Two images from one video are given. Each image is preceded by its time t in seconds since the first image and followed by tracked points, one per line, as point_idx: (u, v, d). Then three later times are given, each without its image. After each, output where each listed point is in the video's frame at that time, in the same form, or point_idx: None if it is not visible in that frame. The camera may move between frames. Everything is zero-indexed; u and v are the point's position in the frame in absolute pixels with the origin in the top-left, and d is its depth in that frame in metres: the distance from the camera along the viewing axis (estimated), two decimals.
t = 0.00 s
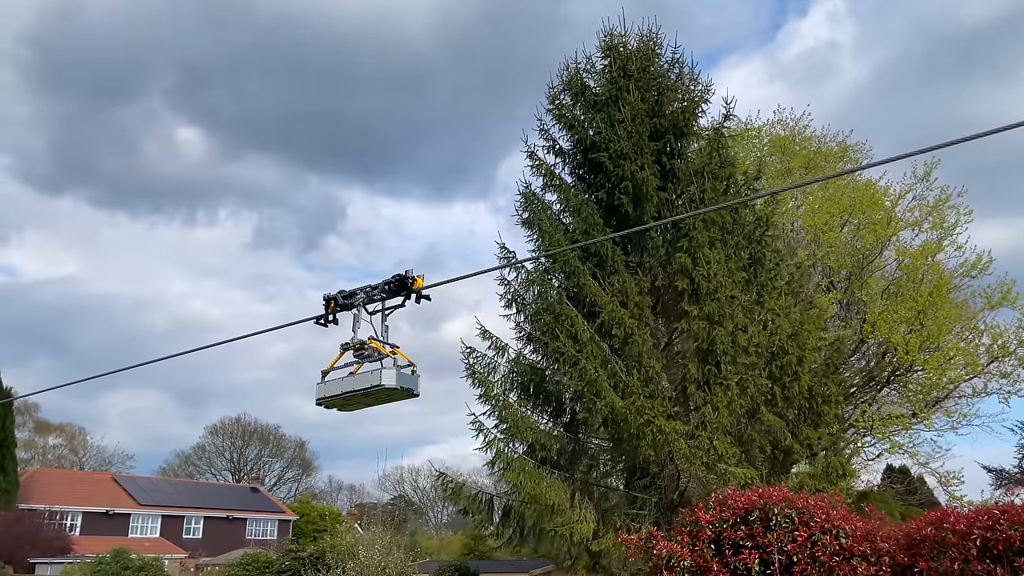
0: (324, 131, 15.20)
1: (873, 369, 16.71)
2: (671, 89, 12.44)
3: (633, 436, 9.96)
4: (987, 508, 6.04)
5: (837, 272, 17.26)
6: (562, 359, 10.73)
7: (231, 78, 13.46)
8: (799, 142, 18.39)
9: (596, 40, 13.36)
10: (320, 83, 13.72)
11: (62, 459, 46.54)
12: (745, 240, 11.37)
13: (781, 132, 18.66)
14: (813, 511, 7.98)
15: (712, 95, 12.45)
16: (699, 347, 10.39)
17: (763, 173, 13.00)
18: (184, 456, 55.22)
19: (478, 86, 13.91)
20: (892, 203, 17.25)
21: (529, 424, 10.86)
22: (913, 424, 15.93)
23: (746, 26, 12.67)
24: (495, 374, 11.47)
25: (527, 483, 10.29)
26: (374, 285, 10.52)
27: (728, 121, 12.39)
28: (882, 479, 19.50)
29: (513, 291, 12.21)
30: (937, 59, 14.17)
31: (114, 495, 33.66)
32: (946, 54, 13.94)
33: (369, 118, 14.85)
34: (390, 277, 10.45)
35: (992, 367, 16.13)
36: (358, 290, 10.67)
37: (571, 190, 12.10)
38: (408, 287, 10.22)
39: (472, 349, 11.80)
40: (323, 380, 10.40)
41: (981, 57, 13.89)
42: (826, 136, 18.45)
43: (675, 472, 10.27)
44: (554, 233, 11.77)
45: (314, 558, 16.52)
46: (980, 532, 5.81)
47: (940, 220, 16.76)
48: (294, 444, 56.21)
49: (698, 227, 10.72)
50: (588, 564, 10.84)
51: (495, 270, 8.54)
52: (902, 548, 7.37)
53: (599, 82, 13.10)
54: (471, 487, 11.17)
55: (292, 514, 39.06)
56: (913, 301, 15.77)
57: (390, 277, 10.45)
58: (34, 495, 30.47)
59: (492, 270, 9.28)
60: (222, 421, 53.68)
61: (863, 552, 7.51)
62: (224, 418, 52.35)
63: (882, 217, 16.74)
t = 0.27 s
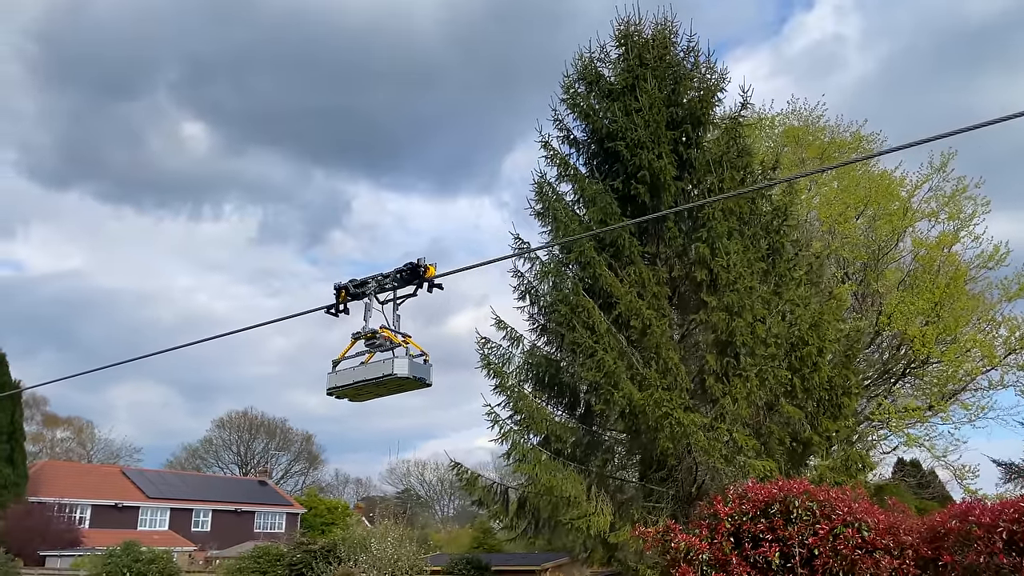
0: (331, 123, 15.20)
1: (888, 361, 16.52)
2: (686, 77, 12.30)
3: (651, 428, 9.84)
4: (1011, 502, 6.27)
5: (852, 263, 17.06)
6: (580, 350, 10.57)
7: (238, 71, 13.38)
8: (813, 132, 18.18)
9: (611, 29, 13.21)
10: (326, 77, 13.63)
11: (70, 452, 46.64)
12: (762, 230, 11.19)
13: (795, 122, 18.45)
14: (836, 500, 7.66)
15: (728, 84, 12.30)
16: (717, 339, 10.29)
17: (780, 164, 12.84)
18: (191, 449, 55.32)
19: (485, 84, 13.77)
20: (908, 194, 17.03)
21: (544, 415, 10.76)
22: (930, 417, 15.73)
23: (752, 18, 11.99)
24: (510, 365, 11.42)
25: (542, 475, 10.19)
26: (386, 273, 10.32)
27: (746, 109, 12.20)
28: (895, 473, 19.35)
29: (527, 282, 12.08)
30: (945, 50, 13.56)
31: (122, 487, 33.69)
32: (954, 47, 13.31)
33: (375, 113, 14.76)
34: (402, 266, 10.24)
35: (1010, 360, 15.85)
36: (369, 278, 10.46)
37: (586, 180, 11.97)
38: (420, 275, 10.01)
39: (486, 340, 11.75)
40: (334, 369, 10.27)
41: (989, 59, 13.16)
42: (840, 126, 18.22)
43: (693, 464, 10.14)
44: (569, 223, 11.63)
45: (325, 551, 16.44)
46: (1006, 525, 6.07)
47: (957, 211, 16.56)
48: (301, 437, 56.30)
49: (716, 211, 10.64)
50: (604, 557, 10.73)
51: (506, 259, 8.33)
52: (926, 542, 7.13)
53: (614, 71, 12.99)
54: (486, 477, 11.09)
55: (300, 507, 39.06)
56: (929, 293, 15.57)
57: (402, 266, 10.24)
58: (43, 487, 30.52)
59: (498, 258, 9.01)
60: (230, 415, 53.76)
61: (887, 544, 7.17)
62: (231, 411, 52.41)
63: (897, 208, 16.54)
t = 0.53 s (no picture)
0: (333, 120, 15.16)
1: (901, 353, 16.40)
2: (702, 65, 12.15)
3: (668, 419, 9.73)
4: None
5: (866, 255, 16.90)
6: (596, 341, 10.43)
7: (244, 65, 13.28)
8: (825, 122, 18.04)
9: (624, 18, 13.11)
10: (332, 72, 13.57)
11: (76, 444, 46.75)
12: (780, 221, 11.03)
13: (808, 113, 18.33)
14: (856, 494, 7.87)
15: (744, 72, 12.12)
16: (736, 331, 10.20)
17: (796, 153, 12.68)
18: (197, 441, 55.45)
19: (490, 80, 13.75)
20: (922, 185, 16.84)
21: (559, 407, 10.66)
22: (945, 409, 15.59)
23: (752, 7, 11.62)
24: (523, 356, 11.34)
25: (557, 467, 10.09)
26: (401, 264, 10.16)
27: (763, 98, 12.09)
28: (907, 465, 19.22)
29: (539, 273, 11.91)
30: (952, 42, 13.23)
31: (130, 479, 33.76)
32: (962, 38, 12.93)
33: (381, 108, 14.72)
34: (417, 256, 10.07)
35: None
36: (383, 269, 10.30)
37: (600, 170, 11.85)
38: (436, 267, 9.87)
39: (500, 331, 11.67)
40: (348, 362, 10.16)
41: (993, 52, 12.79)
42: (853, 116, 18.03)
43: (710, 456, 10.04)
44: (583, 213, 11.45)
45: (335, 542, 16.39)
46: None
47: (972, 201, 16.41)
48: (307, 429, 56.39)
49: (735, 198, 10.57)
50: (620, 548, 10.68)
51: (513, 252, 8.16)
52: (949, 534, 7.11)
53: (627, 60, 12.89)
54: (500, 468, 11.06)
55: (307, 499, 39.07)
56: (944, 284, 15.44)
57: (417, 256, 10.07)
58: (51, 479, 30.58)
59: (500, 252, 8.83)
60: (236, 407, 53.86)
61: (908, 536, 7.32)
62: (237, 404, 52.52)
63: (912, 198, 16.35)
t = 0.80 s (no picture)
0: (332, 115, 15.17)
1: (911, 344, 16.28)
2: (715, 54, 11.99)
3: (682, 411, 9.62)
4: None
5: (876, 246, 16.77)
6: (608, 331, 10.38)
7: (244, 60, 13.21)
8: (835, 112, 17.90)
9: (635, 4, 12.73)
10: (331, 66, 13.51)
11: (80, 436, 46.81)
12: (792, 211, 10.93)
13: (817, 102, 18.18)
14: (873, 487, 8.38)
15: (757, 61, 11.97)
16: (750, 322, 10.14)
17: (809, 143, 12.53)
18: (200, 434, 55.51)
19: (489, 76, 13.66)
20: (933, 175, 16.69)
21: (570, 398, 10.57)
22: (956, 400, 15.48)
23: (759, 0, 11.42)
24: (534, 348, 11.30)
25: (569, 459, 10.06)
26: (408, 252, 9.96)
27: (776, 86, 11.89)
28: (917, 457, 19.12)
29: (549, 264, 11.84)
30: (955, 33, 13.11)
31: (135, 471, 33.79)
32: (964, 31, 12.89)
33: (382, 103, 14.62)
34: (424, 244, 9.85)
35: None
36: (391, 257, 10.18)
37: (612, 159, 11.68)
38: (443, 254, 9.58)
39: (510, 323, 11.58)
40: (355, 351, 10.03)
41: (997, 43, 12.70)
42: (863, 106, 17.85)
43: (724, 447, 9.94)
44: (594, 201, 11.32)
45: (342, 535, 16.33)
46: None
47: (984, 191, 16.22)
48: (310, 422, 56.42)
49: (750, 181, 10.50)
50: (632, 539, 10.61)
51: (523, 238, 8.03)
52: (965, 526, 7.96)
53: (639, 48, 12.64)
54: (511, 460, 10.96)
55: (311, 491, 39.05)
56: (955, 275, 15.29)
57: (425, 244, 9.85)
58: (57, 471, 30.61)
59: (512, 239, 8.71)
60: (238, 400, 53.90)
61: (926, 529, 7.98)
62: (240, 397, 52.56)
63: (922, 188, 16.19)
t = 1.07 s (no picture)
0: (332, 105, 14.86)
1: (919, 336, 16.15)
2: (727, 42, 11.96)
3: (693, 403, 9.56)
4: None
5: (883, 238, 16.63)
6: (619, 323, 10.25)
7: (243, 52, 12.96)
8: (843, 103, 17.73)
9: None
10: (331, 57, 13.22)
11: (82, 429, 46.86)
12: (804, 201, 10.74)
13: (824, 94, 18.02)
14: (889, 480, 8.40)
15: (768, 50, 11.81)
16: (761, 314, 10.06)
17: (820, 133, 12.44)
18: (201, 427, 55.49)
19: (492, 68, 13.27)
20: (942, 166, 16.54)
21: (579, 390, 10.46)
22: (965, 392, 15.36)
23: None
24: (543, 341, 11.19)
25: (578, 452, 9.93)
26: (410, 238, 9.93)
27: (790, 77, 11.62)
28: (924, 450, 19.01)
29: (557, 256, 11.71)
30: (954, 25, 12.93)
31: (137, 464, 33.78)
32: (963, 23, 12.74)
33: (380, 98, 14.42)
34: (427, 230, 9.85)
35: None
36: (392, 244, 10.12)
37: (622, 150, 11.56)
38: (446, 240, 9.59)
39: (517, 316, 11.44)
40: (355, 338, 9.97)
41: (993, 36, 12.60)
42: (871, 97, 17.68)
43: (734, 438, 9.86)
44: (602, 189, 11.24)
45: (348, 527, 16.25)
46: None
47: (994, 182, 16.06)
48: (311, 416, 56.38)
49: (763, 167, 10.41)
50: (642, 531, 10.56)
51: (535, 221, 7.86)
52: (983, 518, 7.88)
53: (648, 38, 12.58)
54: (519, 453, 10.87)
55: (312, 484, 38.98)
56: (964, 267, 15.15)
57: (427, 230, 9.84)
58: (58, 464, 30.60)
59: (516, 225, 8.48)
60: (239, 393, 53.85)
61: (942, 522, 7.97)
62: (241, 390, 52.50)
63: (931, 179, 16.03)
